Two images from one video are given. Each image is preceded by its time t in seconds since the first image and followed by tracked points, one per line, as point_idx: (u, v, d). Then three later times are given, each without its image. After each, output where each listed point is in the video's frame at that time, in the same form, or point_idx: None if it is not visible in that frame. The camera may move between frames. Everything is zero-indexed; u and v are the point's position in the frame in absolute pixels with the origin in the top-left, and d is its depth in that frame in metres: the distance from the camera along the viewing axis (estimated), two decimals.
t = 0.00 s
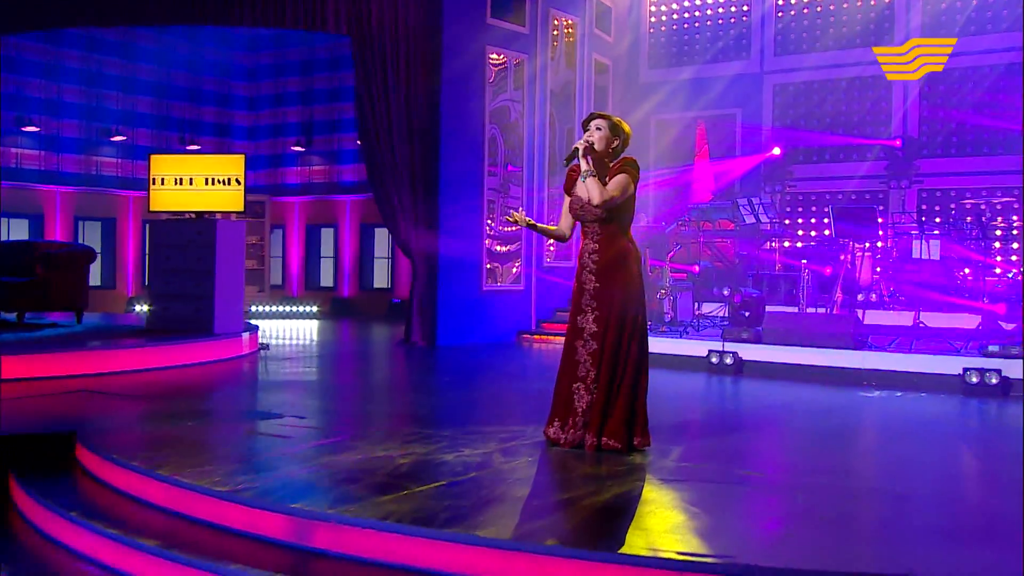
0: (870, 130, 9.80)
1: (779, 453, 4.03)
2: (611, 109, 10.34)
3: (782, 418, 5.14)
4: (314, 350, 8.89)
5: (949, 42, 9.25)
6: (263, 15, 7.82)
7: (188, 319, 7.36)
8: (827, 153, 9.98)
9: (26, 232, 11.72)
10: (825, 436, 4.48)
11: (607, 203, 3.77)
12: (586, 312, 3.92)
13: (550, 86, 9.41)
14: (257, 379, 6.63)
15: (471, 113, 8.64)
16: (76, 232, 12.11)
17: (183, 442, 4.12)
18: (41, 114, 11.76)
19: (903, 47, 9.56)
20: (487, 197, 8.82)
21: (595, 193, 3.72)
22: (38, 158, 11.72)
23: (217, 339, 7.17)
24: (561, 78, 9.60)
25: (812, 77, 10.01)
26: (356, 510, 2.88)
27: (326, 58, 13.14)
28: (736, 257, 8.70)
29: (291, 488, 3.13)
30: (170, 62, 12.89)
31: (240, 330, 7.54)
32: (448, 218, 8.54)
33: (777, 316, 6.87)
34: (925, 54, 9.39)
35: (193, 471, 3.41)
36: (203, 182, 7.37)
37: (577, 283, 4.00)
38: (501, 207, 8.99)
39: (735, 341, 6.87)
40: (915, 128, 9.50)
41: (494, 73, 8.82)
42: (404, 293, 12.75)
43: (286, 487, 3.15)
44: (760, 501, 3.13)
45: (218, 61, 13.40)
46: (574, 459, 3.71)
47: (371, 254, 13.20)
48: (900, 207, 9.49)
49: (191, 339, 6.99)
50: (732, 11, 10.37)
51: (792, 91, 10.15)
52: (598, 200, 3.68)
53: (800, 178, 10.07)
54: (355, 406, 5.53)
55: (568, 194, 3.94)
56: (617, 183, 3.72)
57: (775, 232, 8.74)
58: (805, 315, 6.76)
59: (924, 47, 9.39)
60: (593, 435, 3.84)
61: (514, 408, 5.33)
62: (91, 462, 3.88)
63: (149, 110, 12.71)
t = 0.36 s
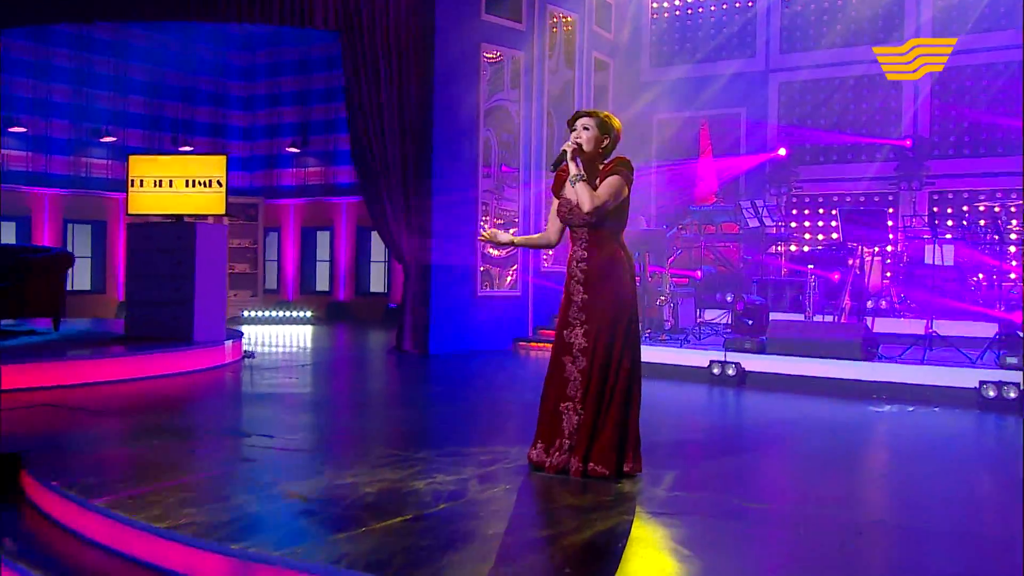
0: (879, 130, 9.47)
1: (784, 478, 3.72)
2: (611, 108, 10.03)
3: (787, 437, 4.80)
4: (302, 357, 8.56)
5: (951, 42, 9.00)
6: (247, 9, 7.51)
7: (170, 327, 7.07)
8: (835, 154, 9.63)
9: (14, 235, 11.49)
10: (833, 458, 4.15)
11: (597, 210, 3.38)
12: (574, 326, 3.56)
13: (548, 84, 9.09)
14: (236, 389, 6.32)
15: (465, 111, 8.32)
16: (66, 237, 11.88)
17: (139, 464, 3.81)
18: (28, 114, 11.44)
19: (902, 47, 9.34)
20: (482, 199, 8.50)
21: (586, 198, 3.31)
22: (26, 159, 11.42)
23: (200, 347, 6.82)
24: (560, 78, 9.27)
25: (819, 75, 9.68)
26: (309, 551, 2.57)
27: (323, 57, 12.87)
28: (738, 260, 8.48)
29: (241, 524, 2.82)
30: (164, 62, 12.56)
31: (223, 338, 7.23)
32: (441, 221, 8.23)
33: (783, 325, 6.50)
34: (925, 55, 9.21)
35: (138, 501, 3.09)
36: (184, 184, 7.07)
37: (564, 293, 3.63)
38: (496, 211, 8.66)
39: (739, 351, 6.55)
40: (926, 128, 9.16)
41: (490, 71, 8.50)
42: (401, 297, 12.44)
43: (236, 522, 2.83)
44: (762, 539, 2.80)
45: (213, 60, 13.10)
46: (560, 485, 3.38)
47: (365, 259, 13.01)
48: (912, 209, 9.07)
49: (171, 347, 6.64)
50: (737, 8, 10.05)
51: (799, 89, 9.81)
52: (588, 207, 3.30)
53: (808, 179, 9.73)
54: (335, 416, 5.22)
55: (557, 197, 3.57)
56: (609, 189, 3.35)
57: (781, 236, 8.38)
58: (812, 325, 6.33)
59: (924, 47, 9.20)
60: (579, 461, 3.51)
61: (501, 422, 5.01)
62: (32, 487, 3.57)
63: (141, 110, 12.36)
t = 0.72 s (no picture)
0: (891, 132, 9.11)
1: (794, 514, 3.39)
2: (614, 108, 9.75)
3: (797, 462, 4.47)
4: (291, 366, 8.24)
5: (950, 42, 8.74)
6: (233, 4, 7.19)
7: (150, 336, 6.72)
8: (845, 156, 9.30)
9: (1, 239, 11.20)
10: (848, 489, 3.82)
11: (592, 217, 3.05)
12: (566, 344, 3.21)
13: (548, 84, 8.77)
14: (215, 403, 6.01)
15: (461, 112, 8.01)
16: (54, 240, 11.56)
17: (89, 492, 3.48)
18: (16, 116, 11.14)
19: (902, 47, 9.05)
20: (478, 203, 8.18)
21: (580, 205, 2.97)
22: (13, 162, 11.14)
23: (179, 359, 6.48)
24: (559, 79, 8.93)
25: (829, 74, 9.33)
26: None
27: (320, 57, 12.57)
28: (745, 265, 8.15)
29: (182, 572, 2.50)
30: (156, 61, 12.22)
31: (206, 349, 6.91)
32: (435, 225, 7.90)
33: (792, 337, 6.11)
34: (925, 54, 8.91)
35: (74, 542, 2.77)
36: (165, 186, 6.77)
37: (555, 308, 3.29)
38: (492, 215, 8.36)
39: (745, 363, 6.22)
40: (940, 129, 8.82)
41: (487, 70, 8.19)
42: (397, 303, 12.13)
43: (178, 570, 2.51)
44: None
45: (208, 60, 12.80)
46: (549, 521, 3.07)
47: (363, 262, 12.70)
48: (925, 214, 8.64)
49: (150, 358, 6.33)
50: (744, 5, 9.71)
51: (808, 89, 9.47)
52: (583, 215, 2.96)
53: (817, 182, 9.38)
54: (316, 429, 4.89)
55: (547, 201, 3.23)
56: (604, 194, 3.01)
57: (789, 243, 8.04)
58: (823, 335, 5.99)
59: (925, 47, 8.90)
60: (570, 493, 3.18)
61: (493, 442, 4.70)
62: None
63: (132, 111, 12.04)
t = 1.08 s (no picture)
0: (904, 134, 8.82)
1: (813, 555, 3.06)
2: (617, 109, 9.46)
3: (816, 489, 4.16)
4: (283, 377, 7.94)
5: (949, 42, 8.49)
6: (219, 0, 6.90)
7: (130, 347, 6.41)
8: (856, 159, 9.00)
9: None
10: (875, 524, 3.52)
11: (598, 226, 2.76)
12: (568, 367, 2.92)
13: (548, 85, 8.47)
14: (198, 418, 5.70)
15: (458, 113, 7.72)
16: (41, 245, 11.28)
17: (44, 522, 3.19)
18: (1, 117, 10.83)
19: (902, 47, 8.81)
20: (475, 207, 7.89)
21: (587, 214, 2.69)
22: None
23: (163, 372, 6.17)
24: (561, 79, 8.62)
25: (839, 75, 9.03)
26: None
27: (315, 57, 12.28)
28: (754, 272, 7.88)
29: None
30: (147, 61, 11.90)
31: (191, 361, 6.60)
32: (431, 231, 7.60)
33: (803, 350, 5.79)
34: (925, 55, 8.65)
35: None
36: (147, 190, 6.49)
37: (556, 326, 3.00)
38: (490, 219, 8.05)
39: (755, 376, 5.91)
40: (955, 130, 8.53)
41: (485, 69, 7.90)
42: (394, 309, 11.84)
43: None
44: None
45: (201, 61, 12.51)
46: (548, 564, 2.78)
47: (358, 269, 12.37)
48: (938, 218, 8.38)
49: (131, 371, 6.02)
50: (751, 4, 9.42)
51: (817, 90, 9.16)
52: (590, 226, 2.68)
53: (827, 186, 9.08)
54: (301, 449, 4.58)
55: (548, 205, 2.93)
56: (612, 203, 2.73)
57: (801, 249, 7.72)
58: (838, 346, 5.65)
59: (925, 47, 8.65)
60: (571, 532, 2.89)
61: (489, 465, 4.39)
62: None
63: (123, 112, 11.77)
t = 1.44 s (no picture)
0: (913, 139, 8.55)
1: None
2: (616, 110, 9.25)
3: (840, 518, 3.89)
4: (273, 388, 7.67)
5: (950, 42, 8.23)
6: None
7: (112, 360, 6.12)
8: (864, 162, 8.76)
9: None
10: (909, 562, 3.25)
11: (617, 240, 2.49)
12: (582, 395, 2.67)
13: (547, 86, 8.20)
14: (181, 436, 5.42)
15: (454, 115, 7.44)
16: (25, 250, 11.02)
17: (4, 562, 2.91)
18: None
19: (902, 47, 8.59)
20: (472, 213, 7.61)
21: (608, 228, 2.41)
22: None
23: (146, 385, 5.88)
24: (559, 80, 8.37)
25: (846, 76, 8.77)
26: None
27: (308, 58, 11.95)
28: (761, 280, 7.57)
29: None
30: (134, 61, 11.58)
31: (176, 373, 6.30)
32: (427, 238, 7.32)
33: (819, 362, 5.51)
34: (925, 56, 8.41)
35: None
36: (130, 196, 6.20)
37: (570, 349, 2.75)
38: (488, 224, 7.78)
39: (767, 391, 5.65)
40: (967, 133, 8.24)
41: (482, 68, 7.62)
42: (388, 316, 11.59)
43: None
44: None
45: (190, 62, 12.18)
46: None
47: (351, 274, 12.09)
48: (949, 224, 8.20)
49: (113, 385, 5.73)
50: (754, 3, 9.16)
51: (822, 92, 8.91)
52: (610, 240, 2.41)
53: (833, 190, 8.83)
54: (289, 474, 4.29)
55: (562, 216, 2.68)
56: (633, 214, 2.46)
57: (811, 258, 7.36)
58: (857, 362, 5.35)
59: (925, 47, 8.40)
60: None
61: (489, 491, 4.12)
62: None
63: (111, 114, 11.48)
